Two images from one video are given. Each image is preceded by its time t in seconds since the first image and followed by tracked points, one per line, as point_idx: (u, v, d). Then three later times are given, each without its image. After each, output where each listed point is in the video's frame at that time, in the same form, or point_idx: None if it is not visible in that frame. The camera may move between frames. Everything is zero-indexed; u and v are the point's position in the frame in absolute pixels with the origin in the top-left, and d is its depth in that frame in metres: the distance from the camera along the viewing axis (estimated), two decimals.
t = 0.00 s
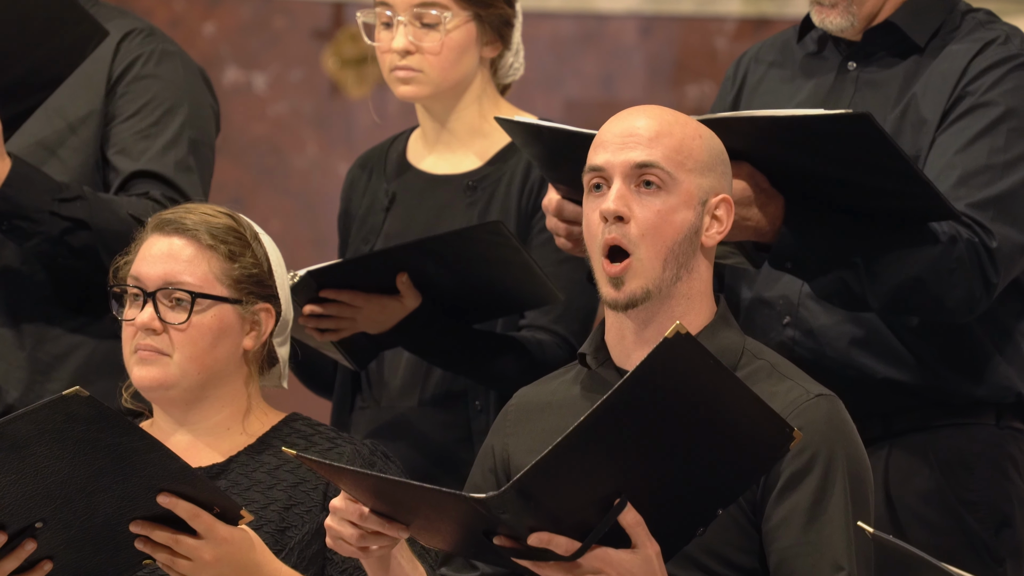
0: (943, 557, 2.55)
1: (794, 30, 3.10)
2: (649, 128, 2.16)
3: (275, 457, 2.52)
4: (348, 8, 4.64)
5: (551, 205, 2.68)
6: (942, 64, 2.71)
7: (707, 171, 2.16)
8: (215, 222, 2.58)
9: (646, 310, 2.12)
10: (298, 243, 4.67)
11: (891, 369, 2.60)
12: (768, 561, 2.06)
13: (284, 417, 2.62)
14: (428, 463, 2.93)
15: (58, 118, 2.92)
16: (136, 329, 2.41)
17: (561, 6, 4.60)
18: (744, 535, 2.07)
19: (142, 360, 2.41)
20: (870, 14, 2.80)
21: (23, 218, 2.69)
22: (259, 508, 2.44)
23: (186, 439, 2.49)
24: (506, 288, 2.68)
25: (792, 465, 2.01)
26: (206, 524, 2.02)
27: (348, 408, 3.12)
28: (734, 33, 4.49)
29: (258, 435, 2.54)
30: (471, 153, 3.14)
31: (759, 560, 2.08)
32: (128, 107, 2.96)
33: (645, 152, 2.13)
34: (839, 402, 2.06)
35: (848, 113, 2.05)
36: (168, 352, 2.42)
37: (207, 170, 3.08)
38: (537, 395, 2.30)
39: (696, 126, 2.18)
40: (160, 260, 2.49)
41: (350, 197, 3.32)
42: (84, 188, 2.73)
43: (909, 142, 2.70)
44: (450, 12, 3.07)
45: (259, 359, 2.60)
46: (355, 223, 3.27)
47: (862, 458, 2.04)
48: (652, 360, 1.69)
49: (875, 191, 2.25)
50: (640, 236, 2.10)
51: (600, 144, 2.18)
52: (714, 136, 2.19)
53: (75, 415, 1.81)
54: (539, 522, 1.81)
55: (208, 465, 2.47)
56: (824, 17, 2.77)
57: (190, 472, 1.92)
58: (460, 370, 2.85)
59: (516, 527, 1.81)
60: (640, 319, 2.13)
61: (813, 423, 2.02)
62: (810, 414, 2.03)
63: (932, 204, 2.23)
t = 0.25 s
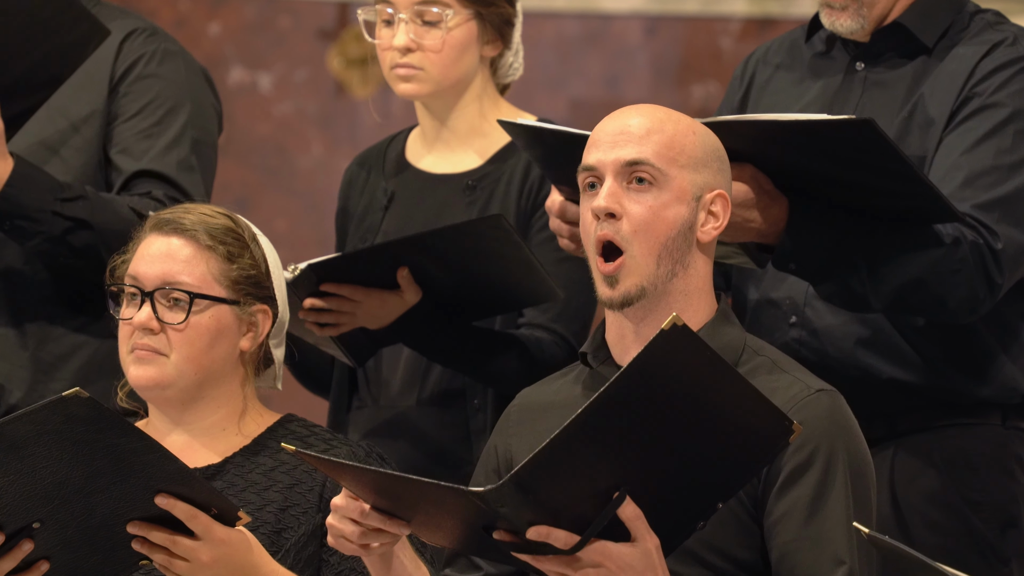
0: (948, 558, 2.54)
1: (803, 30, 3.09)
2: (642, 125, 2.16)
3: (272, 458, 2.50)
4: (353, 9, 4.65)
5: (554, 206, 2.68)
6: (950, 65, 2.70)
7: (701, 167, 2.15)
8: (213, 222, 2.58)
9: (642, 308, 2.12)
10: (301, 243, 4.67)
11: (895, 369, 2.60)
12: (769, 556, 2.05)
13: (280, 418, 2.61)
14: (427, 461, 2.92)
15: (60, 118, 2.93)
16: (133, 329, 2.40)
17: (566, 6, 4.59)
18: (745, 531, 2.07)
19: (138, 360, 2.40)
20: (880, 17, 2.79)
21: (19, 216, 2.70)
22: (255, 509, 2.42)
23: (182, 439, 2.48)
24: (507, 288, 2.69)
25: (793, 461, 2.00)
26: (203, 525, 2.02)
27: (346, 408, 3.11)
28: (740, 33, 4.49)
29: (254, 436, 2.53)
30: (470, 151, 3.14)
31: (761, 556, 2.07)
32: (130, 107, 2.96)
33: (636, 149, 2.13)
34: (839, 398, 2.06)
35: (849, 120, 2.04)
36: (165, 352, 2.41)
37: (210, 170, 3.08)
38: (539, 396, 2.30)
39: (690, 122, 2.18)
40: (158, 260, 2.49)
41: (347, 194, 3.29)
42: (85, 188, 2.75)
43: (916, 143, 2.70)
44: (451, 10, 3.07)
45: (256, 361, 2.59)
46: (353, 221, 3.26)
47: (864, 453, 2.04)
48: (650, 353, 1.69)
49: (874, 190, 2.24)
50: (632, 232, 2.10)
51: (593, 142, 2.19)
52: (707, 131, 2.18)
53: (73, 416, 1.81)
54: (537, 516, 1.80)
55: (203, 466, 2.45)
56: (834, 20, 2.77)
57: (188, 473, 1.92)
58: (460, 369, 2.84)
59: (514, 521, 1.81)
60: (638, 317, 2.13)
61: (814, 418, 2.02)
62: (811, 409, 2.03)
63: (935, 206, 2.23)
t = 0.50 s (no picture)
0: (951, 559, 2.53)
1: (808, 31, 3.09)
2: (637, 124, 2.17)
3: (266, 460, 2.49)
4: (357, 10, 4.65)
5: (557, 202, 2.66)
6: (953, 66, 2.69)
7: (695, 162, 2.16)
8: (211, 223, 2.57)
9: (642, 304, 2.13)
10: (304, 243, 4.67)
11: (897, 370, 2.60)
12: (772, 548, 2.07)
13: (273, 420, 2.61)
14: (427, 461, 2.91)
15: (69, 119, 2.93)
16: (130, 329, 2.39)
17: (570, 6, 4.59)
18: (749, 524, 2.08)
19: (135, 360, 2.39)
20: (885, 16, 2.79)
21: (26, 216, 2.70)
22: (250, 511, 2.41)
23: (175, 441, 2.48)
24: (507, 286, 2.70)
25: (795, 454, 2.02)
26: (200, 527, 2.03)
27: (342, 407, 3.13)
28: (744, 33, 4.48)
29: (248, 437, 2.53)
30: (468, 150, 3.13)
31: (765, 549, 2.09)
32: (138, 108, 2.96)
33: (629, 147, 2.15)
34: (842, 391, 2.07)
35: (849, 117, 2.04)
36: (162, 353, 2.41)
37: (218, 170, 3.08)
38: (544, 401, 2.31)
39: (684, 119, 2.19)
40: (156, 261, 2.48)
41: (346, 190, 3.30)
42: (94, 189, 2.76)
43: (919, 143, 2.69)
44: (450, 10, 3.06)
45: (250, 364, 2.60)
46: (351, 220, 3.26)
47: (868, 446, 2.05)
48: (648, 346, 1.69)
49: (874, 190, 2.24)
50: (627, 229, 2.12)
51: (588, 143, 2.21)
52: (703, 127, 2.19)
53: (72, 418, 1.81)
54: (534, 509, 1.79)
55: (197, 467, 2.45)
56: (838, 19, 2.76)
57: (186, 474, 1.92)
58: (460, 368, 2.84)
59: (511, 515, 1.80)
60: (638, 314, 2.14)
61: (816, 412, 2.04)
62: (814, 401, 2.05)
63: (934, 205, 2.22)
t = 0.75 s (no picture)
0: (952, 558, 2.53)
1: (807, 31, 3.09)
2: (643, 123, 2.22)
3: (258, 461, 2.49)
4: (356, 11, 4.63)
5: (556, 201, 2.67)
6: (952, 66, 2.69)
7: (702, 159, 2.22)
8: (207, 224, 2.57)
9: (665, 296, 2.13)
10: (304, 243, 4.66)
11: (897, 370, 2.60)
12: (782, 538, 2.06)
13: (265, 419, 2.60)
14: (426, 462, 2.91)
15: (79, 120, 2.93)
16: (123, 330, 2.39)
17: (571, 6, 4.58)
18: (756, 513, 2.08)
19: (127, 361, 2.39)
20: (884, 14, 2.79)
21: (37, 219, 2.66)
22: (242, 511, 2.41)
23: (167, 441, 2.46)
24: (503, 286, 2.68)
25: (801, 442, 2.02)
26: (193, 529, 2.02)
27: (337, 408, 3.11)
28: (744, 33, 4.48)
29: (240, 437, 2.52)
30: (463, 150, 3.13)
31: (774, 539, 2.08)
32: (149, 109, 2.96)
33: (645, 144, 2.19)
34: (849, 379, 2.08)
35: (845, 117, 2.04)
36: (156, 354, 2.40)
37: (228, 172, 3.08)
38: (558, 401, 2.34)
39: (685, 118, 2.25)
40: (152, 261, 2.48)
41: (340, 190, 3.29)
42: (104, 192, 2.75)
43: (917, 142, 2.69)
44: (445, 9, 3.07)
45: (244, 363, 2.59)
46: (346, 218, 3.26)
47: (877, 435, 2.05)
48: (654, 336, 1.68)
49: (871, 189, 2.23)
50: (656, 221, 2.12)
51: (594, 144, 2.24)
52: (703, 125, 2.28)
53: (66, 421, 1.81)
54: (532, 504, 1.79)
55: (188, 468, 2.44)
56: (836, 19, 2.76)
57: (180, 477, 1.92)
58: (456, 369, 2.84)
59: (510, 509, 1.80)
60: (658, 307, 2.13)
61: (822, 400, 2.04)
62: (821, 388, 2.05)
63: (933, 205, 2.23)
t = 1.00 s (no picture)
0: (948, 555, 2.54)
1: (800, 28, 3.09)
2: (647, 125, 2.27)
3: (248, 457, 2.49)
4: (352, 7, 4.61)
5: (552, 198, 2.69)
6: (945, 63, 2.70)
7: (707, 158, 2.25)
8: (199, 223, 2.55)
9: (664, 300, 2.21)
10: (301, 241, 4.66)
11: (893, 367, 2.61)
12: (801, 532, 2.10)
13: (257, 417, 2.59)
14: (420, 460, 2.92)
15: (91, 120, 2.92)
16: (116, 327, 2.37)
17: (567, 3, 4.55)
18: (774, 507, 2.11)
19: (120, 358, 2.38)
20: (874, 14, 2.78)
21: (50, 220, 2.68)
22: (233, 509, 2.41)
23: (158, 438, 2.46)
24: (498, 296, 2.66)
25: (817, 437, 2.05)
26: (186, 526, 2.02)
27: (328, 405, 3.11)
28: (740, 30, 4.49)
29: (231, 435, 2.52)
30: (454, 148, 3.13)
31: (794, 534, 2.11)
32: (160, 109, 2.97)
33: (642, 150, 2.24)
34: (864, 372, 2.11)
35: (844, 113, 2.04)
36: (148, 352, 2.39)
37: (239, 173, 3.06)
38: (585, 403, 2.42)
39: (694, 116, 2.28)
40: (144, 260, 2.46)
41: (333, 187, 3.30)
42: (117, 194, 2.79)
43: (913, 139, 2.69)
44: (436, 6, 3.07)
45: (235, 362, 2.57)
46: (339, 215, 3.25)
47: (895, 427, 2.07)
48: (661, 331, 1.72)
49: (864, 186, 2.24)
50: (646, 232, 2.19)
51: (599, 148, 2.30)
52: (714, 121, 2.29)
53: (60, 419, 1.82)
54: (545, 510, 1.79)
55: (178, 465, 2.44)
56: (830, 16, 2.75)
57: (173, 474, 1.91)
58: (449, 369, 2.84)
59: (524, 518, 1.80)
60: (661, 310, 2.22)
61: (837, 395, 2.07)
62: (837, 382, 2.09)
63: (930, 202, 2.23)
